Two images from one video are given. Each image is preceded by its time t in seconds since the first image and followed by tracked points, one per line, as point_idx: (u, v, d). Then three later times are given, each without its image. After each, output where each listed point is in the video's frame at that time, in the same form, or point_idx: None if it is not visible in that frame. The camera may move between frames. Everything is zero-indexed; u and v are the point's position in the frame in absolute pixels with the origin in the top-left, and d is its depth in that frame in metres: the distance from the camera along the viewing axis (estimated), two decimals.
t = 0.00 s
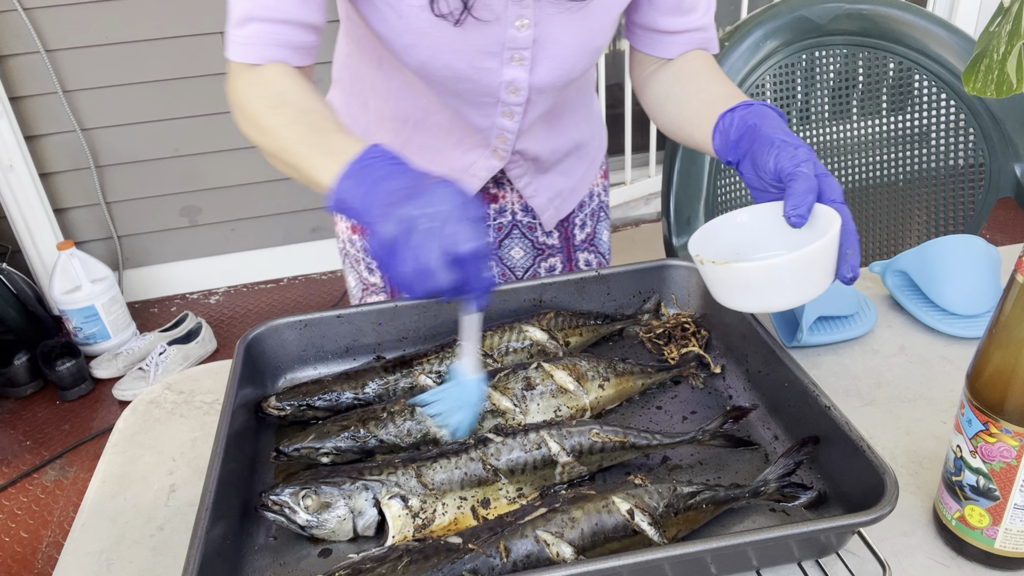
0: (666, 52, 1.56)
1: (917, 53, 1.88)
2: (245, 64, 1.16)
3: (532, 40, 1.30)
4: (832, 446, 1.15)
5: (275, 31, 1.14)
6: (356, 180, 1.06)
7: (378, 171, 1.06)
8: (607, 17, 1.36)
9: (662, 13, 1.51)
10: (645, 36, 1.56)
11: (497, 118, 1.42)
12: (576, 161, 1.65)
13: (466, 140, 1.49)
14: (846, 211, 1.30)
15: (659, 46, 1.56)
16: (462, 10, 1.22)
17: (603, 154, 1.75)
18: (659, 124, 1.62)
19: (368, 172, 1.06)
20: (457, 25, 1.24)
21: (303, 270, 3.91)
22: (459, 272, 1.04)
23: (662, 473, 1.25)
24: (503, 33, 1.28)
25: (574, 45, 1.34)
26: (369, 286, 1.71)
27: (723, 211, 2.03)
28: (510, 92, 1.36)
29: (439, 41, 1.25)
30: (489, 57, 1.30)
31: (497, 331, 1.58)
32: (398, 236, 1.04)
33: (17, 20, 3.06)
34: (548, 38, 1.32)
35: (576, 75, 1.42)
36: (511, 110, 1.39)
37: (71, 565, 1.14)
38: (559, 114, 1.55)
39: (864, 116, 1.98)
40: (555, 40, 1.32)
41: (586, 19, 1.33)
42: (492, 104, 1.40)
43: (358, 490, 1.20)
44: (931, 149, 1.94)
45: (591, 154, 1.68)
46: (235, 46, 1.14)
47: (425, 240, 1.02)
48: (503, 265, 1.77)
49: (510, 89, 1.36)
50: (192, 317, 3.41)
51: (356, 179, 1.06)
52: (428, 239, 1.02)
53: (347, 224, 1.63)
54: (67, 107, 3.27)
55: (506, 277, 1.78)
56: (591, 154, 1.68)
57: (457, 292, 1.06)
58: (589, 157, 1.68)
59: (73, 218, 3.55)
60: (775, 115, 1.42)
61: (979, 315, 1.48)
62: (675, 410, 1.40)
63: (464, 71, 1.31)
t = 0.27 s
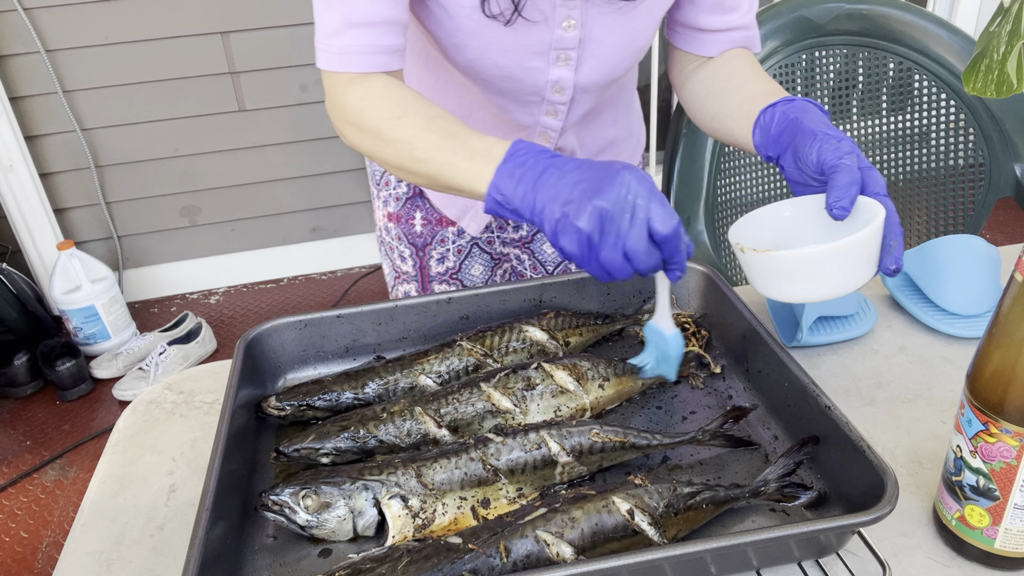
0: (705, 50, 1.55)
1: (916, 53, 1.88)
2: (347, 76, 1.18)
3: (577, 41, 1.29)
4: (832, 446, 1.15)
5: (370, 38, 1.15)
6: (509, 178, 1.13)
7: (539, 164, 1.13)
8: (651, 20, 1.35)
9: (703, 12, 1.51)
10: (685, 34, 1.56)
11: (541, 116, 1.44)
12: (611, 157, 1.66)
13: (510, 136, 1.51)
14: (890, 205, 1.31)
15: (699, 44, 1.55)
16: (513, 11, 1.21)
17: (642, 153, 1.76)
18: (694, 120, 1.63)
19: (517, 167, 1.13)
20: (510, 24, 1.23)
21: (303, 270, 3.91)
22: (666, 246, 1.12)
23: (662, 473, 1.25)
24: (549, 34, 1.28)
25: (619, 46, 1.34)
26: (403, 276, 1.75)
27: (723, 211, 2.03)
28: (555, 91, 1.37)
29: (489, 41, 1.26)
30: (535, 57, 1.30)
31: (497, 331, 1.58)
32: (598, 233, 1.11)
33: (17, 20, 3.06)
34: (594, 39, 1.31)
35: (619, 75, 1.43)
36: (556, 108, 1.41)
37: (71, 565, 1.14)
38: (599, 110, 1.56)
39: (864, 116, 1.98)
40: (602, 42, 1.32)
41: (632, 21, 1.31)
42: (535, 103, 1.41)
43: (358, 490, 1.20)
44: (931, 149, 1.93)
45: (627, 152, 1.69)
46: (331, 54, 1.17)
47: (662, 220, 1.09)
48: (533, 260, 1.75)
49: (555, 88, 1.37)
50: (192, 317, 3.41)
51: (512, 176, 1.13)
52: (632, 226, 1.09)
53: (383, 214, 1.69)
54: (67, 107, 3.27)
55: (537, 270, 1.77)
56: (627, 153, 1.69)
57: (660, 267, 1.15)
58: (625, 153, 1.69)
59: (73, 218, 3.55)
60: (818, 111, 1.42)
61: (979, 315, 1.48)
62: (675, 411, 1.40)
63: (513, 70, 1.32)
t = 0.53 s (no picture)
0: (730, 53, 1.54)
1: (916, 53, 1.88)
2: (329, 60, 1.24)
3: (595, 42, 1.29)
4: (832, 446, 1.15)
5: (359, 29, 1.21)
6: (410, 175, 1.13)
7: (434, 157, 1.11)
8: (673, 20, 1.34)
9: (729, 15, 1.50)
10: (711, 37, 1.56)
11: (559, 115, 1.43)
12: (634, 158, 1.61)
13: (529, 133, 1.49)
14: (905, 213, 1.30)
15: (724, 47, 1.55)
16: (532, 10, 1.22)
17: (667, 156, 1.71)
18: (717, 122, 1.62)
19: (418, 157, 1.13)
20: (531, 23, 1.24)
21: (304, 270, 3.91)
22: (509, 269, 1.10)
23: (662, 473, 1.25)
24: (566, 34, 1.28)
25: (636, 48, 1.34)
26: (422, 269, 1.76)
27: (723, 211, 2.03)
28: (572, 92, 1.37)
29: (504, 37, 1.27)
30: (552, 56, 1.31)
31: (497, 331, 1.58)
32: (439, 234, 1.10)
33: (17, 20, 3.06)
34: (613, 40, 1.31)
35: (638, 78, 1.41)
36: (573, 108, 1.40)
37: (70, 565, 1.14)
38: (624, 110, 1.53)
39: (864, 116, 1.98)
40: (621, 42, 1.32)
41: (654, 23, 1.32)
42: (552, 103, 1.41)
43: (358, 490, 1.20)
44: (931, 149, 1.93)
45: (652, 152, 1.64)
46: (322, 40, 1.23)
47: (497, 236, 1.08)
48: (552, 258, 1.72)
49: (572, 89, 1.36)
50: (192, 317, 3.41)
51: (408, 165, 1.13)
52: (472, 234, 1.08)
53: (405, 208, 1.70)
54: (67, 107, 3.27)
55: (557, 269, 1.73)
56: (653, 153, 1.65)
57: (506, 281, 1.12)
58: (649, 155, 1.64)
59: (73, 218, 3.55)
60: (835, 116, 1.41)
61: (979, 315, 1.48)
62: (675, 410, 1.40)
63: (529, 70, 1.33)
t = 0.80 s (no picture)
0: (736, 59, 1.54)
1: (916, 53, 1.87)
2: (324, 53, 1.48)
3: (542, 26, 1.29)
4: (832, 446, 1.15)
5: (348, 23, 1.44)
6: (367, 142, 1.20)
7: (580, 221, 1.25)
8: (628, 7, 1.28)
9: (689, 8, 1.32)
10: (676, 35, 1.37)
11: (526, 104, 1.41)
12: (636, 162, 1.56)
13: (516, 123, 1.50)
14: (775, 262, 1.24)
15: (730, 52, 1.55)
16: None
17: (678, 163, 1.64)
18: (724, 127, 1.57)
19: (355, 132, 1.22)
20: None
21: (304, 270, 3.91)
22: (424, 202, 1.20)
23: (661, 472, 1.24)
24: (514, 18, 1.30)
25: (587, 33, 1.30)
26: (437, 256, 1.80)
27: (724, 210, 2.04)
28: (529, 78, 1.36)
29: (461, 23, 1.34)
30: (504, 41, 1.33)
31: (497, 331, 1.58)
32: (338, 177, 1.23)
33: (17, 20, 3.06)
34: (561, 24, 1.30)
35: (608, 67, 1.37)
36: (536, 96, 1.39)
37: (70, 565, 1.14)
38: (625, 109, 1.49)
39: (864, 116, 1.98)
40: (569, 29, 1.30)
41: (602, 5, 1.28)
42: (519, 91, 1.40)
43: (358, 490, 1.20)
44: (931, 149, 1.94)
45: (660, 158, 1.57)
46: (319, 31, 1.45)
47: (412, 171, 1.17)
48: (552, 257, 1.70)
49: (528, 75, 1.36)
50: (192, 317, 3.41)
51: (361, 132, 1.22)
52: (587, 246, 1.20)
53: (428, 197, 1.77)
54: (67, 107, 3.27)
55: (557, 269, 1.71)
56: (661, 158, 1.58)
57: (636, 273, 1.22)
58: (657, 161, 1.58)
59: (73, 217, 3.55)
60: (665, 161, 1.26)
61: (978, 315, 1.48)
62: (675, 410, 1.40)
63: (484, 56, 1.36)
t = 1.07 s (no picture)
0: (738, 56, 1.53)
1: (916, 53, 1.88)
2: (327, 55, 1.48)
3: (541, 28, 1.30)
4: (832, 446, 1.15)
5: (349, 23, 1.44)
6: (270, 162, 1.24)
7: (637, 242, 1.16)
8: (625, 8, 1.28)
9: (687, 9, 1.31)
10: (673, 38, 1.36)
11: (527, 106, 1.42)
12: (637, 161, 1.56)
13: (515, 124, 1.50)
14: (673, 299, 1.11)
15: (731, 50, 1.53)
16: None
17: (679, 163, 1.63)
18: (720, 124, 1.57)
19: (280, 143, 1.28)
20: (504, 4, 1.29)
21: (304, 270, 3.91)
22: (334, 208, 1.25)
23: (662, 473, 1.24)
24: (513, 20, 1.30)
25: (586, 34, 1.30)
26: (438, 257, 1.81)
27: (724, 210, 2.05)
28: (529, 80, 1.37)
29: (461, 25, 1.34)
30: (505, 43, 1.33)
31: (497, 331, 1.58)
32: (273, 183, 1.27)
33: (17, 20, 3.06)
34: (560, 26, 1.30)
35: (607, 68, 1.37)
36: (535, 97, 1.39)
37: (70, 565, 1.13)
38: (624, 109, 1.49)
39: (864, 116, 1.98)
40: (568, 30, 1.30)
41: (600, 7, 1.28)
42: (518, 93, 1.41)
43: (358, 490, 1.20)
44: (931, 149, 1.94)
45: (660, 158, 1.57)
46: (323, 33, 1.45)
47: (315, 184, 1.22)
48: (553, 257, 1.70)
49: (528, 76, 1.36)
50: (192, 317, 3.41)
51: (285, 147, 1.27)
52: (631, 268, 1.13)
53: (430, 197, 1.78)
54: (67, 107, 3.27)
55: (555, 268, 1.71)
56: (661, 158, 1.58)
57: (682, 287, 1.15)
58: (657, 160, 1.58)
59: (73, 218, 3.55)
60: (687, 175, 1.22)
61: (979, 315, 1.48)
62: (675, 410, 1.40)
63: (482, 57, 1.37)
